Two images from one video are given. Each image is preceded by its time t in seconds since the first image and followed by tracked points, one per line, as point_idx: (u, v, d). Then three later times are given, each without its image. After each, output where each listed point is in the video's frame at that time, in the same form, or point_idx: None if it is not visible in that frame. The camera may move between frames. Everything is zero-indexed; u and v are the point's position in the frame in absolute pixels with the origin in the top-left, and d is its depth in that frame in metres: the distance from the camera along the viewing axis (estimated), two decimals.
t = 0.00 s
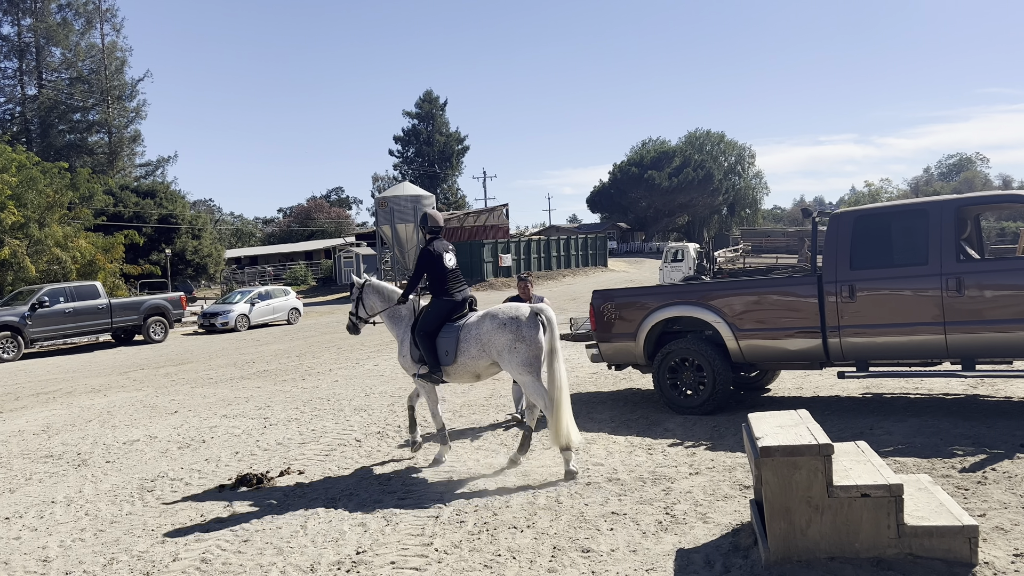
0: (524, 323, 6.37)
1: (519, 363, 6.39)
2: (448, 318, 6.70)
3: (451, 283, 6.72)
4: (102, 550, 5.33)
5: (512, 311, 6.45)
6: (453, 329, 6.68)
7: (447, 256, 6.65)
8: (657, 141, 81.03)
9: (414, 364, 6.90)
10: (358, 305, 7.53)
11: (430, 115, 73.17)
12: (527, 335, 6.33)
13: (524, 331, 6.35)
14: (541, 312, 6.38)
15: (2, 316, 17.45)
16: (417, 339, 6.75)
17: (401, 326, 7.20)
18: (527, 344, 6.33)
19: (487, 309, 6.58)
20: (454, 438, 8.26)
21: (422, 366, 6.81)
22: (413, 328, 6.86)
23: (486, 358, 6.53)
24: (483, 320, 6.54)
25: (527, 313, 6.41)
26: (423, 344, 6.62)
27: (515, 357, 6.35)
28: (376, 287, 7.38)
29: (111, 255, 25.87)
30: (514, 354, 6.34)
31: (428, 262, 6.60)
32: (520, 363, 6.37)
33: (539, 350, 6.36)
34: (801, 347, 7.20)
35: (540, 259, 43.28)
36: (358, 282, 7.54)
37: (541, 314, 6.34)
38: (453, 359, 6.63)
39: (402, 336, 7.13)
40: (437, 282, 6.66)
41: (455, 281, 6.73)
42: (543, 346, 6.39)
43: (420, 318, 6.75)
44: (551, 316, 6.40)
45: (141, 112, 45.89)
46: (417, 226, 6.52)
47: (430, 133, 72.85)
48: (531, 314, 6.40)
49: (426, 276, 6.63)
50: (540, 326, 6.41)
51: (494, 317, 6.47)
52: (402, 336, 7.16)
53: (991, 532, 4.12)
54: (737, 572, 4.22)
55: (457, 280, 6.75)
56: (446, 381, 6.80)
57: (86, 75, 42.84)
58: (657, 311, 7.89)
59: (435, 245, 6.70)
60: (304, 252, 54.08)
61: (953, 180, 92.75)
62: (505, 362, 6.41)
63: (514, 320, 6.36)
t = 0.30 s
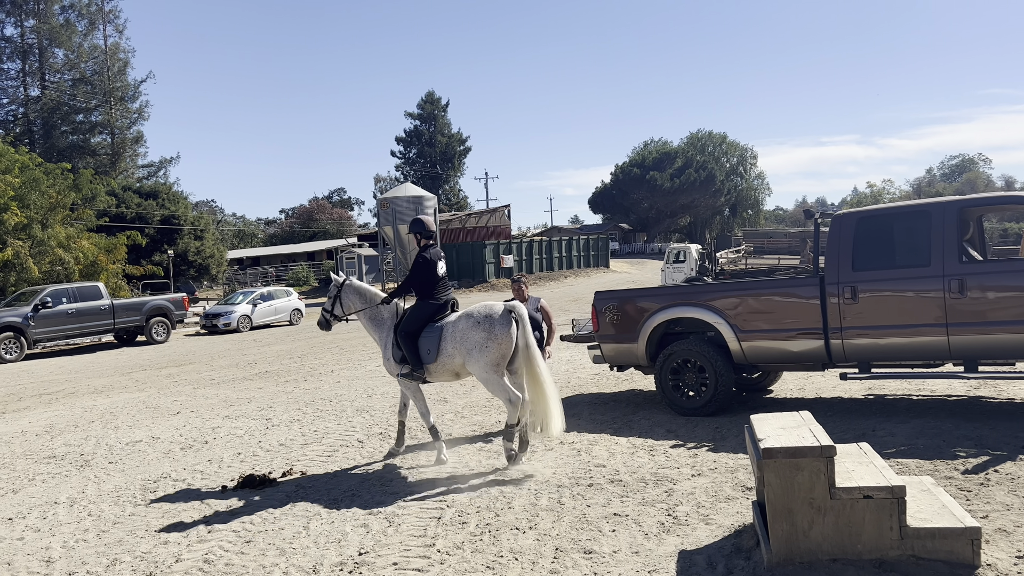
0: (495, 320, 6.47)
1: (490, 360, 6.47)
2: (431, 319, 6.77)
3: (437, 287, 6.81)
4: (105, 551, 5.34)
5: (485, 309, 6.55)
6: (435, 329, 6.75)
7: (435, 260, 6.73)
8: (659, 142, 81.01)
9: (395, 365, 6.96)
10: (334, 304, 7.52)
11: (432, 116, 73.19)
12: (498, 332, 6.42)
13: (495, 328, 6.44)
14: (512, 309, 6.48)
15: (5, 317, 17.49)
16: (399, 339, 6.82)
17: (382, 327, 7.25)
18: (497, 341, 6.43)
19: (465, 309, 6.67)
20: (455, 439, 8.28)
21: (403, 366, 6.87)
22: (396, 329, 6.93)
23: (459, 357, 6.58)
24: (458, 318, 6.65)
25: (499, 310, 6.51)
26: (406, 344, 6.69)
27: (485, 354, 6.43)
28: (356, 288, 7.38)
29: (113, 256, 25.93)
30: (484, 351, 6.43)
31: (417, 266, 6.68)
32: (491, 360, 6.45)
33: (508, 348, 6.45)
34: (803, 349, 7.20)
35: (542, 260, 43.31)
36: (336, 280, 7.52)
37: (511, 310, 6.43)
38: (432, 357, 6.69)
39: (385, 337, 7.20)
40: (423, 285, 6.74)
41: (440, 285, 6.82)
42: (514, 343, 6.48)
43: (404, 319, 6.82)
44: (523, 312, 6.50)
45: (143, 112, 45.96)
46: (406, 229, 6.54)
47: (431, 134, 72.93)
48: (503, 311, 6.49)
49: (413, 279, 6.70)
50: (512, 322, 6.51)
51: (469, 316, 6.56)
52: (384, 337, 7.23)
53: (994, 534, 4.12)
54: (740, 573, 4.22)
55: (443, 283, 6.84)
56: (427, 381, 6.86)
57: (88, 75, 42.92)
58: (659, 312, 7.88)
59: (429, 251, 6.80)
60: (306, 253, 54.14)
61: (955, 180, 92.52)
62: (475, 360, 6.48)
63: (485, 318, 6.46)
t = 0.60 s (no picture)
0: (483, 326, 6.62)
1: (477, 365, 6.62)
2: (423, 321, 6.89)
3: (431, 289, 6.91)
4: (119, 550, 5.39)
5: (473, 315, 6.71)
6: (426, 331, 6.85)
7: (429, 263, 6.83)
8: (670, 143, 80.83)
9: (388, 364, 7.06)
10: (322, 306, 7.68)
11: (443, 118, 73.37)
12: (485, 337, 6.57)
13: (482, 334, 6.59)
14: (500, 315, 6.63)
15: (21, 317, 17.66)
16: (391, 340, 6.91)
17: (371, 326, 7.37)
18: (483, 346, 6.58)
19: (455, 314, 6.83)
20: (465, 439, 8.31)
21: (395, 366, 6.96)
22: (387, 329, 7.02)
23: (447, 360, 6.71)
24: (446, 322, 6.80)
25: (488, 316, 6.67)
26: (398, 345, 6.78)
27: (472, 359, 6.57)
28: (343, 289, 7.54)
29: (127, 257, 26.17)
30: (471, 355, 6.57)
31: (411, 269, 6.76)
32: (477, 364, 6.61)
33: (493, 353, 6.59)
34: (815, 351, 7.17)
35: (552, 261, 43.31)
36: (324, 284, 7.70)
37: (499, 316, 6.57)
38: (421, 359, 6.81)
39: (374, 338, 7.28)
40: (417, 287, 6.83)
41: (434, 287, 6.94)
42: (501, 349, 6.61)
43: (395, 320, 6.91)
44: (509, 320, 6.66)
45: (156, 115, 46.40)
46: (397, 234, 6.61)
47: (442, 135, 73.11)
48: (492, 318, 6.65)
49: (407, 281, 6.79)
50: (500, 329, 6.66)
51: (458, 320, 6.71)
52: (373, 337, 7.30)
53: (1008, 537, 4.09)
54: None
55: (437, 286, 6.95)
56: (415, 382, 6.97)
57: (102, 78, 43.38)
58: (670, 314, 7.87)
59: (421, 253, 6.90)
60: (318, 255, 54.40)
61: (970, 181, 91.67)
62: (462, 363, 6.63)
63: (474, 323, 6.62)
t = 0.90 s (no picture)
0: (482, 324, 7.00)
1: (477, 361, 6.97)
2: (419, 323, 7.19)
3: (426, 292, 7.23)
4: (142, 548, 5.48)
5: (473, 314, 7.09)
6: (422, 333, 7.19)
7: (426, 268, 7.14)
8: (690, 144, 80.35)
9: (380, 365, 7.33)
10: (320, 310, 7.80)
11: (463, 120, 73.56)
12: (486, 333, 6.94)
13: (481, 331, 6.96)
14: (499, 314, 7.03)
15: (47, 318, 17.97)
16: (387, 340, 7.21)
17: (367, 326, 7.58)
18: (484, 343, 6.94)
19: (453, 313, 7.20)
20: (484, 441, 8.35)
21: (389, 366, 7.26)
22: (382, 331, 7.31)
23: (447, 357, 7.05)
24: (444, 322, 7.16)
25: (486, 315, 7.06)
26: (394, 347, 7.09)
27: (473, 354, 6.93)
28: (345, 294, 7.74)
29: (150, 259, 26.56)
30: (472, 351, 6.93)
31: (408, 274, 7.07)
32: (478, 361, 6.97)
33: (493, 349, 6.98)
34: (838, 353, 7.10)
35: (572, 263, 43.23)
36: (321, 288, 7.79)
37: (498, 315, 6.97)
38: (421, 358, 7.11)
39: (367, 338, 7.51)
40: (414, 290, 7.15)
41: (428, 290, 7.23)
42: (500, 346, 7.01)
43: (391, 323, 7.21)
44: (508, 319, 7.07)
45: (179, 118, 47.04)
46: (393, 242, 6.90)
47: (462, 137, 73.30)
48: (490, 316, 7.03)
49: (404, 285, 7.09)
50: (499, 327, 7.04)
51: (457, 319, 7.07)
52: (367, 337, 7.55)
53: None
54: None
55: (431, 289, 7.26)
56: (410, 382, 7.24)
57: (127, 82, 44.06)
58: (692, 315, 7.83)
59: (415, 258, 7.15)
60: (339, 257, 54.76)
61: (998, 182, 89.98)
62: (463, 359, 6.97)
63: (474, 321, 6.99)
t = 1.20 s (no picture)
0: (491, 327, 7.04)
1: (485, 364, 7.02)
2: (427, 326, 7.26)
3: (432, 296, 7.31)
4: (179, 547, 5.61)
5: (482, 317, 7.14)
6: (431, 335, 7.24)
7: (431, 272, 7.21)
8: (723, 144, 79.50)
9: (392, 368, 7.46)
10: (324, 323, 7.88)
11: (494, 122, 73.74)
12: (494, 337, 6.99)
13: (490, 334, 7.01)
14: (508, 318, 7.08)
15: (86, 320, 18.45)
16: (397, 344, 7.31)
17: (375, 334, 7.75)
18: (493, 346, 6.99)
19: (462, 315, 7.24)
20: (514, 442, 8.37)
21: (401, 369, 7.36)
22: (393, 335, 7.42)
23: (456, 359, 7.11)
24: (455, 324, 7.21)
25: (495, 319, 7.11)
26: (404, 349, 7.19)
27: (482, 357, 6.98)
28: (348, 305, 7.82)
29: (186, 261, 27.15)
30: (481, 353, 6.97)
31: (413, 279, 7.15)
32: (487, 363, 7.01)
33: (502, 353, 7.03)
34: (874, 356, 6.98)
35: (603, 265, 43.07)
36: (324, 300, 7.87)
37: (507, 319, 7.02)
38: (431, 359, 7.18)
39: (377, 344, 7.70)
40: (420, 293, 7.25)
41: (434, 294, 7.32)
42: (509, 350, 7.05)
43: (401, 326, 7.30)
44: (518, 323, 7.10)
45: (215, 122, 48.00)
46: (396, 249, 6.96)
47: (492, 139, 73.53)
48: (500, 321, 7.08)
49: (409, 289, 7.17)
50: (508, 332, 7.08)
51: (466, 322, 7.12)
52: (377, 342, 7.74)
53: None
54: None
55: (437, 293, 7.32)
56: (420, 384, 7.32)
57: (164, 87, 45.10)
58: (726, 317, 7.75)
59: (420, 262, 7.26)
60: (371, 259, 55.33)
61: None
62: (473, 361, 7.02)
63: (483, 324, 7.02)
